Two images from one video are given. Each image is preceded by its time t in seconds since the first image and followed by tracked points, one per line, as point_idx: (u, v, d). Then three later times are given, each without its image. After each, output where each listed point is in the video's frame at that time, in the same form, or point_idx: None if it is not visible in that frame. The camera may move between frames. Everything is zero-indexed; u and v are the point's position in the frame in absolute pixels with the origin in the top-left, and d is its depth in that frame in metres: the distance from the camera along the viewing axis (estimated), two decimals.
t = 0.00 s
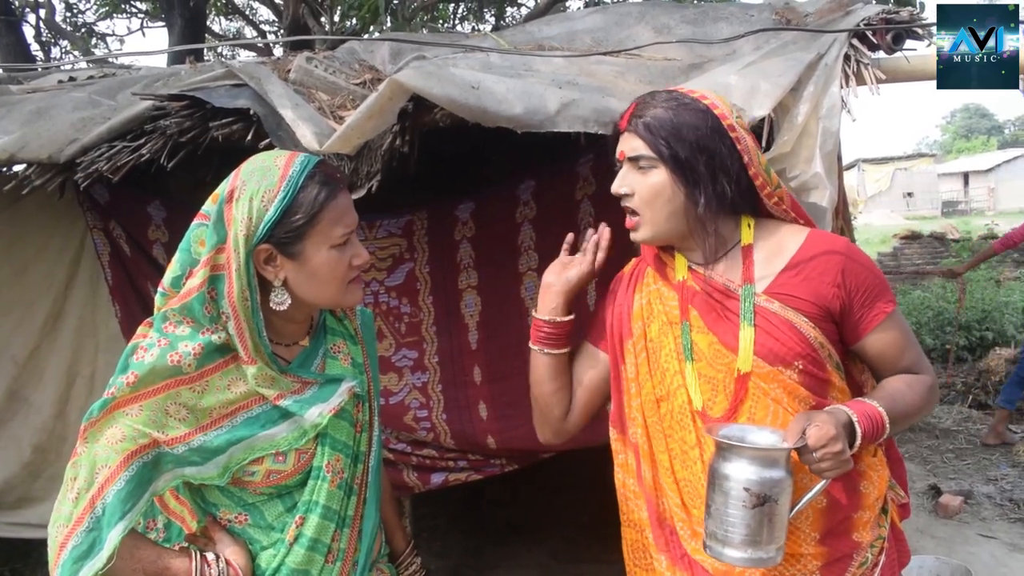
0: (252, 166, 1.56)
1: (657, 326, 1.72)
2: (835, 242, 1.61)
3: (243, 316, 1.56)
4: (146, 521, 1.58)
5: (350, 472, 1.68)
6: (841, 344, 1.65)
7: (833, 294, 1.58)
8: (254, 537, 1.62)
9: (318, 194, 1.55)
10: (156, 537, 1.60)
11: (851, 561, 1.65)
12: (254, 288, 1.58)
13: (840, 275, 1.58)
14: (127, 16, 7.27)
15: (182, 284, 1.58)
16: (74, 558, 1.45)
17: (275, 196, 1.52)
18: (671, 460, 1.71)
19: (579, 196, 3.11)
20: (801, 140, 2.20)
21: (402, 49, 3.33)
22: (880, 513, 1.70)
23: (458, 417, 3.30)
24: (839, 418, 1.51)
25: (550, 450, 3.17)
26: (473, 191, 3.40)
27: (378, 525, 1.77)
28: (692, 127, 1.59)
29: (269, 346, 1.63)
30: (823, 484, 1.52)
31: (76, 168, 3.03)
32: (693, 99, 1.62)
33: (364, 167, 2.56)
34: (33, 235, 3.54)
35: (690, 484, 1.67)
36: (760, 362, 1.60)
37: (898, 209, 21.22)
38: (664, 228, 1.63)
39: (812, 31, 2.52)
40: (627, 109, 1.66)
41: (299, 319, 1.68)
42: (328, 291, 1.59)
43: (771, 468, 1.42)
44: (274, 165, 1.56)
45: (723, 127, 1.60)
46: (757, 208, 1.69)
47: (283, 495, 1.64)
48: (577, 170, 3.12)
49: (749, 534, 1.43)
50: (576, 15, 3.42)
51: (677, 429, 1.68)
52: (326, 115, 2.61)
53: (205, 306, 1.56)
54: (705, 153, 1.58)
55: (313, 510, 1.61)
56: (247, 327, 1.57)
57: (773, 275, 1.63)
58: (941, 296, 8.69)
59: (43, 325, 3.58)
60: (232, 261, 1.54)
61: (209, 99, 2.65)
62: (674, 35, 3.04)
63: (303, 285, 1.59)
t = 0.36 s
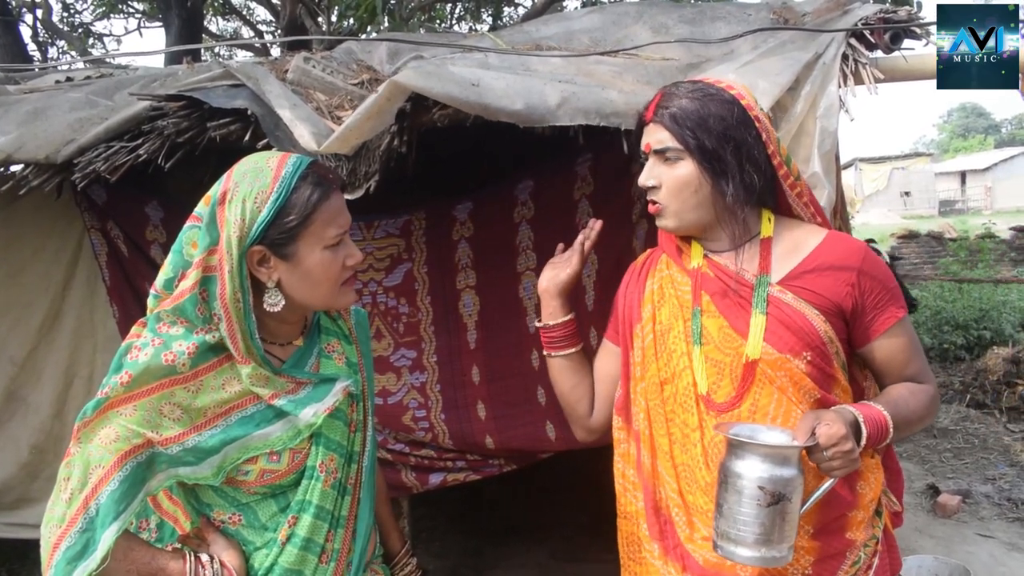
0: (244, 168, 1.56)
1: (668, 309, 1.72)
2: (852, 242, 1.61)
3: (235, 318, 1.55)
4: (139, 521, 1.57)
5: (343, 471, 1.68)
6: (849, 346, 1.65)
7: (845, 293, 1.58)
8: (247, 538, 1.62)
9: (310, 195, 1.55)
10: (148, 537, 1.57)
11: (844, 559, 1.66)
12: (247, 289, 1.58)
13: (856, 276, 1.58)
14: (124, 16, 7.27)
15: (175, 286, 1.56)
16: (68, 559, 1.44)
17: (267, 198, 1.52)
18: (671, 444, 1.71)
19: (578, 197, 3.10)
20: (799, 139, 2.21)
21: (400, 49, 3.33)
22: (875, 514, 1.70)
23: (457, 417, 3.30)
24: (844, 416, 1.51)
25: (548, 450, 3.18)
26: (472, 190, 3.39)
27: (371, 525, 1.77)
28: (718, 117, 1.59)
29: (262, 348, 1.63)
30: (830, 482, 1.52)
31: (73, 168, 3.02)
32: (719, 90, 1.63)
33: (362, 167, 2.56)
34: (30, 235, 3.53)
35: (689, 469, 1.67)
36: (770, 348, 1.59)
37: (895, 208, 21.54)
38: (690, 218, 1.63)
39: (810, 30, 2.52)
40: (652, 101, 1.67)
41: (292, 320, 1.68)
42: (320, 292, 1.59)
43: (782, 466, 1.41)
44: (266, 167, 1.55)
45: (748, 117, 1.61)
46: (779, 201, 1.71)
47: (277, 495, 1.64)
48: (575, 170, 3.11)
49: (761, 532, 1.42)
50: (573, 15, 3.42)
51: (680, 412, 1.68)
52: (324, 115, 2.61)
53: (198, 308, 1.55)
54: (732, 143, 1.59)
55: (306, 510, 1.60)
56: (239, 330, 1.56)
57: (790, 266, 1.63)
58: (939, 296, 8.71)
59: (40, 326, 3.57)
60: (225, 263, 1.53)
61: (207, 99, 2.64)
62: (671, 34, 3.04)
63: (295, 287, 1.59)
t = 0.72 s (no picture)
0: (246, 170, 1.56)
1: (667, 313, 1.72)
2: (848, 242, 1.62)
3: (235, 320, 1.55)
4: (139, 524, 1.55)
5: (343, 474, 1.68)
6: (848, 347, 1.66)
7: (844, 293, 1.58)
8: (247, 541, 1.62)
9: (312, 199, 1.56)
10: (147, 539, 1.56)
11: (845, 561, 1.66)
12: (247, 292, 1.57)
13: (853, 277, 1.59)
14: (124, 16, 7.27)
15: (176, 288, 1.56)
16: (68, 562, 1.45)
17: (268, 200, 1.52)
18: (672, 448, 1.71)
19: (578, 198, 3.11)
20: (800, 141, 2.21)
21: (401, 51, 3.33)
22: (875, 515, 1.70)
23: (458, 418, 3.30)
24: (846, 416, 1.51)
25: (549, 451, 3.18)
26: (474, 192, 3.40)
27: (372, 527, 1.77)
28: (713, 122, 1.59)
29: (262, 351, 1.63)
30: (834, 483, 1.52)
31: (75, 169, 3.02)
32: (715, 95, 1.63)
33: (364, 169, 2.48)
34: (31, 236, 3.53)
35: (691, 471, 1.67)
36: (770, 351, 1.59)
37: (893, 208, 21.33)
38: (685, 222, 1.64)
39: (811, 31, 2.53)
40: (649, 105, 1.67)
41: (292, 323, 1.69)
42: (321, 295, 1.60)
43: (786, 468, 1.42)
44: (268, 170, 1.55)
45: (744, 122, 1.61)
46: (774, 205, 1.71)
47: (277, 498, 1.64)
48: (576, 172, 3.11)
49: (766, 534, 1.42)
50: (574, 16, 3.42)
51: (680, 416, 1.69)
52: (326, 117, 2.62)
53: (199, 310, 1.55)
54: (727, 149, 1.59)
55: (306, 513, 1.61)
56: (239, 333, 1.56)
57: (790, 269, 1.63)
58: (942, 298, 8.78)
59: (41, 327, 3.57)
60: (225, 266, 1.53)
61: (209, 101, 2.64)
62: (673, 36, 3.04)
63: (296, 289, 1.59)
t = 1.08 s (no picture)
0: (251, 172, 1.56)
1: (657, 313, 1.70)
2: (836, 241, 1.66)
3: (240, 321, 1.55)
4: (141, 529, 1.59)
5: (346, 479, 1.68)
6: (835, 344, 1.70)
7: (833, 290, 1.62)
8: (249, 545, 1.63)
9: (316, 202, 1.56)
10: (151, 544, 1.60)
11: (839, 556, 1.66)
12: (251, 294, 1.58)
13: (841, 274, 1.63)
14: (124, 19, 7.28)
15: (179, 288, 1.57)
16: (68, 565, 1.47)
17: (273, 202, 1.53)
18: (666, 449, 1.69)
19: (579, 200, 3.14)
20: (801, 143, 2.22)
21: (403, 54, 3.33)
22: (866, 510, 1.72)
23: (459, 421, 3.30)
24: (844, 414, 1.53)
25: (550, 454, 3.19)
26: (476, 194, 3.39)
27: (377, 531, 1.77)
28: (747, 125, 1.62)
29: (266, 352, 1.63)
30: (835, 479, 1.54)
31: (76, 173, 3.03)
32: (741, 98, 1.65)
33: (365, 172, 2.47)
34: (32, 239, 3.54)
35: (686, 471, 1.66)
36: (764, 347, 1.60)
37: (893, 208, 21.45)
38: (709, 222, 1.64)
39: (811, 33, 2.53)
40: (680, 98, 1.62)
41: (295, 326, 1.69)
42: (326, 297, 1.60)
43: (793, 470, 1.42)
44: (273, 171, 1.56)
45: (765, 129, 1.67)
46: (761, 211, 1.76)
47: (279, 503, 1.64)
48: (577, 173, 3.14)
49: (779, 537, 1.42)
50: (574, 19, 3.43)
51: (674, 417, 1.67)
52: (327, 120, 2.61)
53: (202, 311, 1.56)
54: (757, 153, 1.63)
55: (310, 518, 1.60)
56: (244, 333, 1.56)
57: (779, 269, 1.66)
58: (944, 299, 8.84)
59: (43, 330, 3.58)
60: (230, 267, 1.53)
61: (210, 104, 2.64)
62: (673, 38, 3.05)
63: (298, 291, 1.59)
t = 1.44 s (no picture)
0: (252, 171, 1.57)
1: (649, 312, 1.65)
2: (808, 241, 1.73)
3: (239, 319, 1.56)
4: (142, 529, 1.57)
5: (345, 480, 1.67)
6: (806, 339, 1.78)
7: (812, 287, 1.69)
8: (248, 546, 1.62)
9: (313, 204, 1.56)
10: (152, 545, 1.57)
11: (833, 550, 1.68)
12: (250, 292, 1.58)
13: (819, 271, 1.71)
14: (125, 20, 7.29)
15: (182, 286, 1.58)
16: (68, 564, 1.48)
17: (272, 202, 1.53)
18: (666, 456, 1.64)
19: (580, 202, 3.12)
20: (802, 145, 2.20)
21: (404, 55, 3.33)
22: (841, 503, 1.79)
23: (459, 423, 3.30)
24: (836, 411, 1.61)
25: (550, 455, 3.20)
26: (477, 195, 3.41)
27: (377, 533, 1.77)
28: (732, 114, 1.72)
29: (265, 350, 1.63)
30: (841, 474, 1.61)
31: (78, 173, 3.03)
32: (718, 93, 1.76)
33: (367, 172, 2.48)
34: (33, 240, 3.54)
35: (691, 478, 1.62)
36: (765, 344, 1.62)
37: (893, 212, 21.18)
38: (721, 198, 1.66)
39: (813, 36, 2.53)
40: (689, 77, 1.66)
41: (296, 327, 1.69)
42: (323, 300, 1.60)
43: (810, 467, 1.43)
44: (273, 171, 1.56)
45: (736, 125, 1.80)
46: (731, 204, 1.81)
47: (278, 505, 1.64)
48: (578, 175, 3.13)
49: (804, 536, 1.42)
50: (576, 21, 3.43)
51: (676, 421, 1.62)
52: (328, 121, 2.62)
53: (203, 310, 1.56)
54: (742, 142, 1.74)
55: (309, 520, 1.60)
56: (243, 331, 1.56)
57: (762, 264, 1.70)
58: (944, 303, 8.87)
59: (44, 330, 3.58)
60: (229, 265, 1.54)
61: (212, 105, 2.65)
62: (675, 40, 3.06)
63: (294, 292, 1.59)
